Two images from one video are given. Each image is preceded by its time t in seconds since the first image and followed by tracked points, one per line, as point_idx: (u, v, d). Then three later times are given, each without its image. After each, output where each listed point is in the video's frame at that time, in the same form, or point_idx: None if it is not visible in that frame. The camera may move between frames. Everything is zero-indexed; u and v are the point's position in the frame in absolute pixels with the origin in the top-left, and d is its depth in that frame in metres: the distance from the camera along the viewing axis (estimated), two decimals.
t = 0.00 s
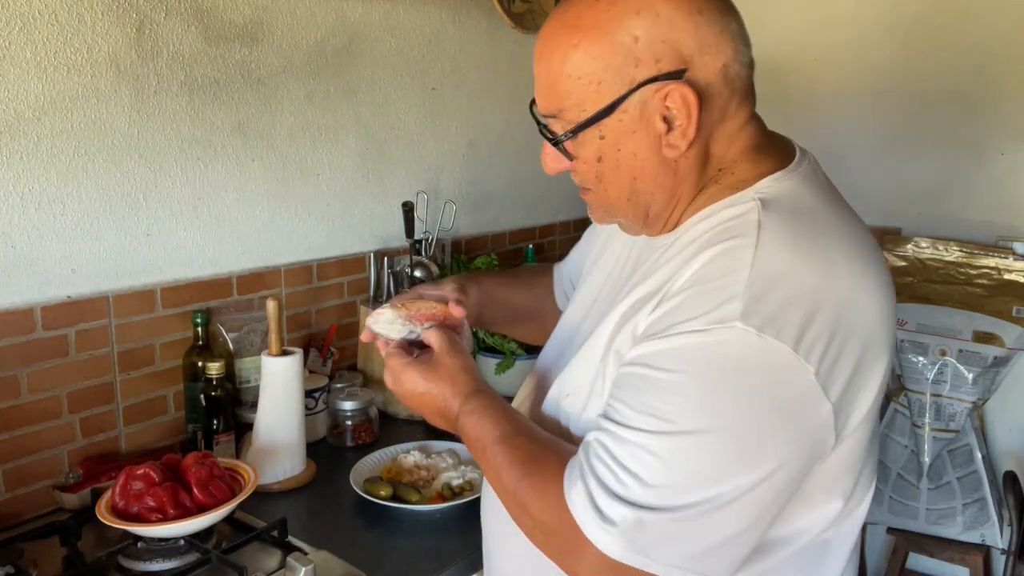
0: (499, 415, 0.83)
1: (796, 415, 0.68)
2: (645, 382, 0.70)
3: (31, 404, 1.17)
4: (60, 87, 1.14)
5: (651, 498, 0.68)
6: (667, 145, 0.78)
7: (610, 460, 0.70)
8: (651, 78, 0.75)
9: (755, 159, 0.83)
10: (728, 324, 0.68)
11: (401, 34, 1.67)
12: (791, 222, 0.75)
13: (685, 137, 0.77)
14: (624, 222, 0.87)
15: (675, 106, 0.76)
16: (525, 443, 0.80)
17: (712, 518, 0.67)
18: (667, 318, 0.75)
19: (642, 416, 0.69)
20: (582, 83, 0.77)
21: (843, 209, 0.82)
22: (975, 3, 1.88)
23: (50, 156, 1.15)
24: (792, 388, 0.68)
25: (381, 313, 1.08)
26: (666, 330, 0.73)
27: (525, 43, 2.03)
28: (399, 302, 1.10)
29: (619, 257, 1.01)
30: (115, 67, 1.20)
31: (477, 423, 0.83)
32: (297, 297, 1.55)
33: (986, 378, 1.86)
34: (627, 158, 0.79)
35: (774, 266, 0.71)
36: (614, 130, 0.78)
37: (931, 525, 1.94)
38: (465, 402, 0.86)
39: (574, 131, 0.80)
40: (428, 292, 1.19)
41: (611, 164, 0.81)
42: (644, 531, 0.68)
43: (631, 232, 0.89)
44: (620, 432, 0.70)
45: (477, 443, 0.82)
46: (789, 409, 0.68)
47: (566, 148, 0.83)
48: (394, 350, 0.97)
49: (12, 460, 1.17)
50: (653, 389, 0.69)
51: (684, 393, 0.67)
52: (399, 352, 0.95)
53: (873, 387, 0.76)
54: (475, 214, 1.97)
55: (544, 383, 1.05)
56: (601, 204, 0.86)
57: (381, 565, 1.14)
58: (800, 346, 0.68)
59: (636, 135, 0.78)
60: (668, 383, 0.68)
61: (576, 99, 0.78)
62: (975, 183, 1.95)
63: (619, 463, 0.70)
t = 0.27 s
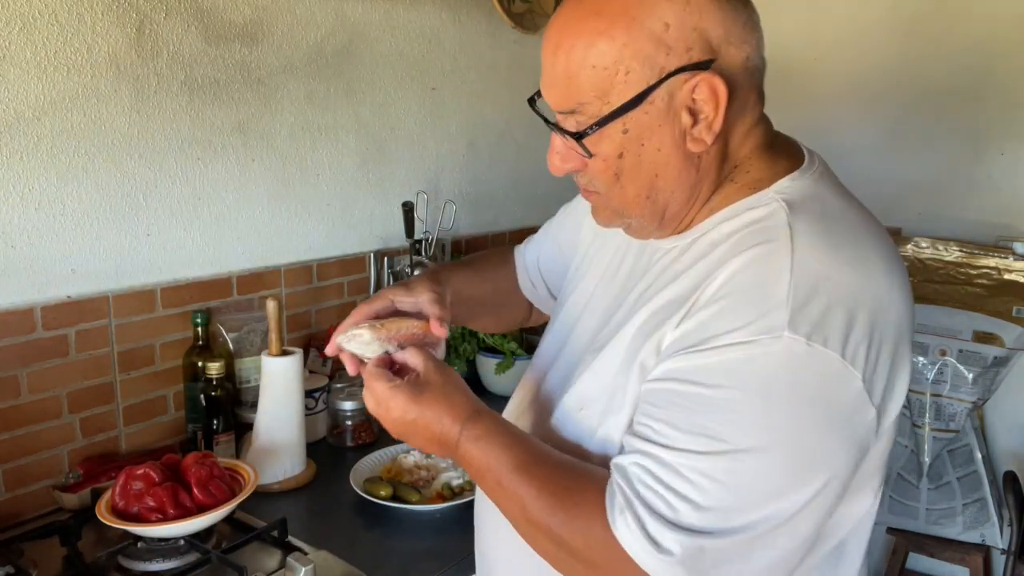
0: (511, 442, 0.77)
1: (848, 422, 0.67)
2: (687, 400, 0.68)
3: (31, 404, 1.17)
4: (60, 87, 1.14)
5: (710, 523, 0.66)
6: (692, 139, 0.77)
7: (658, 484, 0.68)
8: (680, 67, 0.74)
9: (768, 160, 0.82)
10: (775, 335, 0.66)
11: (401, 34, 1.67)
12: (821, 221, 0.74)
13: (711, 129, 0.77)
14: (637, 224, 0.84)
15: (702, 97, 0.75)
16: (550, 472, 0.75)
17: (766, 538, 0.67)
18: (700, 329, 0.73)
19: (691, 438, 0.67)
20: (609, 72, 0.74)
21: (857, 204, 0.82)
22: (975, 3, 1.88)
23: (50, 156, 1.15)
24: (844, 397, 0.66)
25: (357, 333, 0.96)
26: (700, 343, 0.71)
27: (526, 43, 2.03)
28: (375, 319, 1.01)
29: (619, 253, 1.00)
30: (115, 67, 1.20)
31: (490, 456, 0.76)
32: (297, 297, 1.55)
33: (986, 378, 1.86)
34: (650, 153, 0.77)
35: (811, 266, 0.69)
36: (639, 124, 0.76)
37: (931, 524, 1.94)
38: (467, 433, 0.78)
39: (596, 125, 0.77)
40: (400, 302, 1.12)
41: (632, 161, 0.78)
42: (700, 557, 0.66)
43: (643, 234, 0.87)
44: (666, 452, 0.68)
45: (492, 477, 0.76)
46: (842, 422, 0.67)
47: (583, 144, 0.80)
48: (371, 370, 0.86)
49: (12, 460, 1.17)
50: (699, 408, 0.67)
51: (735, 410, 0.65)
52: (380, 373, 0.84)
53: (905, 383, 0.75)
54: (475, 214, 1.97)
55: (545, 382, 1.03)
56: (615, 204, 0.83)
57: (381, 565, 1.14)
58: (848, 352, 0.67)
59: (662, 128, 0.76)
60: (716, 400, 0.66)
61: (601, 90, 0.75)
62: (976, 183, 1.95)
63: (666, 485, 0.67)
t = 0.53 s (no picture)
0: (527, 471, 0.72)
1: (887, 432, 0.65)
2: (716, 419, 0.67)
3: (31, 404, 1.17)
4: (60, 87, 1.14)
5: (757, 547, 0.63)
6: (702, 132, 0.77)
7: (702, 508, 0.65)
8: (691, 57, 0.74)
9: (771, 161, 0.83)
10: (808, 346, 0.65)
11: (401, 34, 1.67)
12: (837, 226, 0.74)
13: (720, 120, 0.77)
14: (646, 228, 0.83)
15: (713, 88, 0.75)
16: (574, 500, 0.71)
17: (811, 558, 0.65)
18: (722, 343, 0.71)
19: (725, 459, 0.65)
20: (620, 66, 0.73)
21: (860, 202, 0.82)
22: (974, 3, 1.88)
23: (50, 156, 1.15)
24: (881, 409, 0.65)
25: (345, 359, 0.85)
26: (723, 359, 0.70)
27: (525, 43, 2.03)
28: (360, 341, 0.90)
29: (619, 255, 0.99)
30: (115, 67, 1.20)
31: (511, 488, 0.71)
32: (297, 297, 1.55)
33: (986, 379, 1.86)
34: (662, 149, 0.77)
35: (834, 272, 0.69)
36: (652, 119, 0.75)
37: (930, 524, 1.94)
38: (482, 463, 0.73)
39: (608, 124, 0.75)
40: (383, 317, 1.03)
41: (643, 159, 0.77)
42: None
43: (650, 241, 0.85)
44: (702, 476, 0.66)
45: (511, 511, 0.71)
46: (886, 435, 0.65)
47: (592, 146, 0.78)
48: (356, 401, 0.75)
49: (12, 460, 1.16)
50: (733, 428, 0.65)
51: (774, 428, 0.64)
52: (369, 403, 0.74)
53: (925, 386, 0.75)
54: (475, 213, 1.97)
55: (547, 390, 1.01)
56: (624, 207, 0.81)
57: (381, 565, 1.14)
58: (883, 361, 0.66)
59: (674, 124, 0.75)
60: (751, 421, 0.65)
61: (614, 86, 0.74)
62: (976, 183, 1.95)
63: (707, 510, 0.65)
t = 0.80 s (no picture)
0: (511, 496, 0.70)
1: (906, 449, 0.64)
2: (727, 441, 0.66)
3: (30, 404, 1.17)
4: (60, 87, 1.14)
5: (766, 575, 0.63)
6: (709, 130, 0.77)
7: (710, 535, 0.64)
8: (695, 54, 0.74)
9: (777, 163, 0.83)
10: (824, 363, 0.64)
11: (401, 34, 1.67)
12: (849, 236, 0.74)
13: (727, 117, 0.77)
14: (654, 236, 0.82)
15: (719, 85, 0.76)
16: (561, 529, 0.68)
17: None
18: (733, 358, 0.71)
19: (736, 485, 0.64)
20: (622, 64, 0.73)
21: (870, 208, 0.81)
22: (974, 3, 1.88)
23: (50, 157, 1.15)
24: (898, 427, 0.64)
25: (326, 370, 0.77)
26: (733, 377, 0.69)
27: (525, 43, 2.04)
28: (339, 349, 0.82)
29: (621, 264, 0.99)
30: (115, 67, 1.20)
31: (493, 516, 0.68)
32: (297, 297, 1.55)
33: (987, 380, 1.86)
34: (668, 150, 0.76)
35: (848, 285, 0.69)
36: (657, 120, 0.75)
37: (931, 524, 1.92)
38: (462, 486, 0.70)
39: (611, 125, 0.75)
40: (364, 321, 0.95)
41: (649, 161, 0.77)
42: None
43: (656, 249, 0.84)
44: (712, 502, 0.65)
45: (493, 538, 0.68)
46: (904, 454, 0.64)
47: (597, 150, 0.77)
48: (326, 412, 0.70)
49: (12, 460, 1.16)
50: (745, 451, 0.64)
51: (787, 451, 0.63)
52: (339, 416, 0.69)
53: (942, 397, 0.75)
54: (475, 213, 1.97)
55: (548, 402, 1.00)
56: (631, 214, 0.80)
57: (381, 566, 1.13)
58: (899, 379, 0.65)
59: (680, 123, 0.76)
60: (766, 444, 0.64)
61: (617, 85, 0.73)
62: (976, 183, 1.95)
63: (718, 537, 0.64)
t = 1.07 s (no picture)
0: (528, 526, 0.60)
1: (918, 450, 0.65)
2: (753, 451, 0.64)
3: (30, 404, 1.17)
4: (60, 87, 1.14)
5: None
6: (706, 133, 0.77)
7: (743, 547, 0.62)
8: (696, 55, 0.74)
9: (774, 165, 0.83)
10: (849, 369, 0.64)
11: (402, 34, 1.67)
12: (856, 239, 0.74)
13: (724, 121, 0.78)
14: (647, 238, 0.82)
15: (717, 88, 0.76)
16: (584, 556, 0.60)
17: None
18: (753, 365, 0.70)
19: (769, 495, 0.62)
20: (619, 65, 0.72)
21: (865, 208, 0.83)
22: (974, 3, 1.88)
23: (50, 157, 1.15)
24: (915, 429, 0.65)
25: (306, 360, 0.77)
26: (756, 386, 0.68)
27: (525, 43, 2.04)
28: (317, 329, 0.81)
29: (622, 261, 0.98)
30: (115, 67, 1.20)
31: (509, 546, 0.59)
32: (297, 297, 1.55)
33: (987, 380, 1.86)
34: (665, 153, 0.76)
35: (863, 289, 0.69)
36: (656, 123, 0.75)
37: (932, 525, 1.91)
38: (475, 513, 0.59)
39: (609, 127, 0.74)
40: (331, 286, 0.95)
41: (646, 164, 0.76)
42: None
43: (650, 252, 0.84)
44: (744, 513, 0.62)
45: (504, 571, 0.59)
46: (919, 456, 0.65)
47: (593, 152, 0.77)
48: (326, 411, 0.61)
49: (12, 460, 1.17)
50: (774, 459, 0.63)
51: (816, 457, 0.62)
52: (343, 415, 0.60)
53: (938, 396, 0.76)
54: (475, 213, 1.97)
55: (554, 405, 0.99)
56: (624, 217, 0.80)
57: (381, 566, 1.14)
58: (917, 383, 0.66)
59: (678, 126, 0.76)
60: (795, 450, 0.63)
61: (614, 86, 0.73)
62: (976, 183, 1.95)
63: (752, 549, 0.61)
